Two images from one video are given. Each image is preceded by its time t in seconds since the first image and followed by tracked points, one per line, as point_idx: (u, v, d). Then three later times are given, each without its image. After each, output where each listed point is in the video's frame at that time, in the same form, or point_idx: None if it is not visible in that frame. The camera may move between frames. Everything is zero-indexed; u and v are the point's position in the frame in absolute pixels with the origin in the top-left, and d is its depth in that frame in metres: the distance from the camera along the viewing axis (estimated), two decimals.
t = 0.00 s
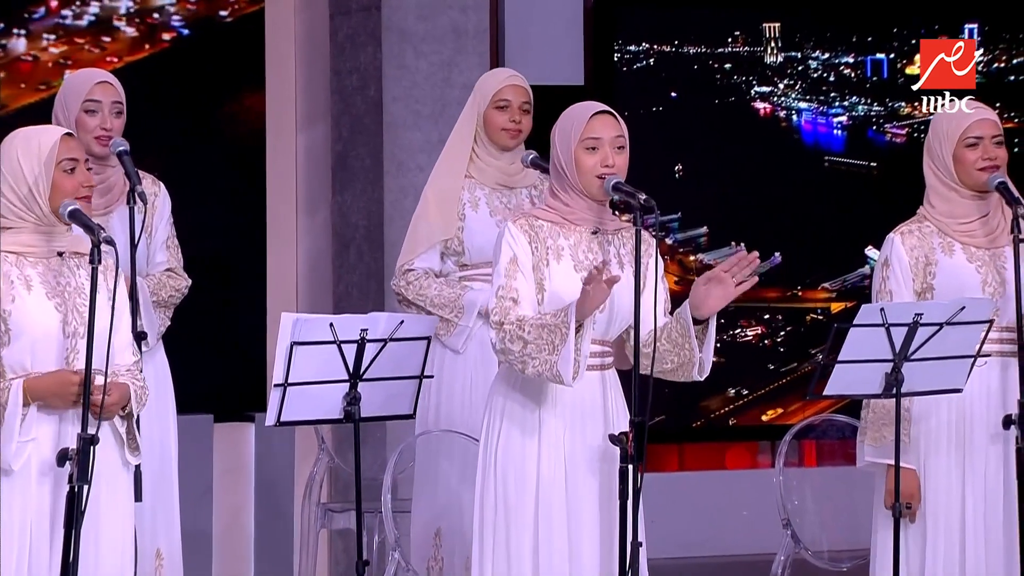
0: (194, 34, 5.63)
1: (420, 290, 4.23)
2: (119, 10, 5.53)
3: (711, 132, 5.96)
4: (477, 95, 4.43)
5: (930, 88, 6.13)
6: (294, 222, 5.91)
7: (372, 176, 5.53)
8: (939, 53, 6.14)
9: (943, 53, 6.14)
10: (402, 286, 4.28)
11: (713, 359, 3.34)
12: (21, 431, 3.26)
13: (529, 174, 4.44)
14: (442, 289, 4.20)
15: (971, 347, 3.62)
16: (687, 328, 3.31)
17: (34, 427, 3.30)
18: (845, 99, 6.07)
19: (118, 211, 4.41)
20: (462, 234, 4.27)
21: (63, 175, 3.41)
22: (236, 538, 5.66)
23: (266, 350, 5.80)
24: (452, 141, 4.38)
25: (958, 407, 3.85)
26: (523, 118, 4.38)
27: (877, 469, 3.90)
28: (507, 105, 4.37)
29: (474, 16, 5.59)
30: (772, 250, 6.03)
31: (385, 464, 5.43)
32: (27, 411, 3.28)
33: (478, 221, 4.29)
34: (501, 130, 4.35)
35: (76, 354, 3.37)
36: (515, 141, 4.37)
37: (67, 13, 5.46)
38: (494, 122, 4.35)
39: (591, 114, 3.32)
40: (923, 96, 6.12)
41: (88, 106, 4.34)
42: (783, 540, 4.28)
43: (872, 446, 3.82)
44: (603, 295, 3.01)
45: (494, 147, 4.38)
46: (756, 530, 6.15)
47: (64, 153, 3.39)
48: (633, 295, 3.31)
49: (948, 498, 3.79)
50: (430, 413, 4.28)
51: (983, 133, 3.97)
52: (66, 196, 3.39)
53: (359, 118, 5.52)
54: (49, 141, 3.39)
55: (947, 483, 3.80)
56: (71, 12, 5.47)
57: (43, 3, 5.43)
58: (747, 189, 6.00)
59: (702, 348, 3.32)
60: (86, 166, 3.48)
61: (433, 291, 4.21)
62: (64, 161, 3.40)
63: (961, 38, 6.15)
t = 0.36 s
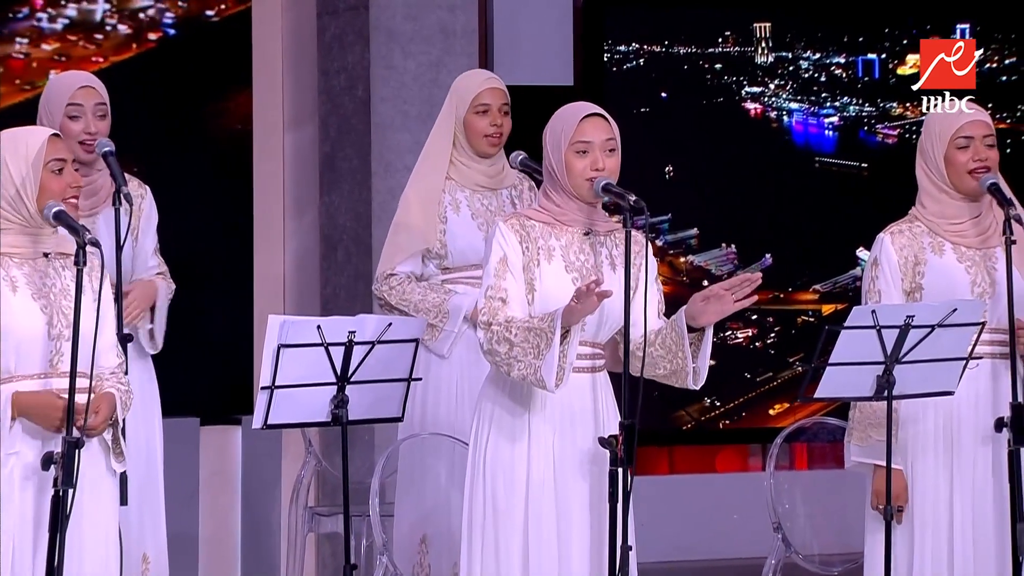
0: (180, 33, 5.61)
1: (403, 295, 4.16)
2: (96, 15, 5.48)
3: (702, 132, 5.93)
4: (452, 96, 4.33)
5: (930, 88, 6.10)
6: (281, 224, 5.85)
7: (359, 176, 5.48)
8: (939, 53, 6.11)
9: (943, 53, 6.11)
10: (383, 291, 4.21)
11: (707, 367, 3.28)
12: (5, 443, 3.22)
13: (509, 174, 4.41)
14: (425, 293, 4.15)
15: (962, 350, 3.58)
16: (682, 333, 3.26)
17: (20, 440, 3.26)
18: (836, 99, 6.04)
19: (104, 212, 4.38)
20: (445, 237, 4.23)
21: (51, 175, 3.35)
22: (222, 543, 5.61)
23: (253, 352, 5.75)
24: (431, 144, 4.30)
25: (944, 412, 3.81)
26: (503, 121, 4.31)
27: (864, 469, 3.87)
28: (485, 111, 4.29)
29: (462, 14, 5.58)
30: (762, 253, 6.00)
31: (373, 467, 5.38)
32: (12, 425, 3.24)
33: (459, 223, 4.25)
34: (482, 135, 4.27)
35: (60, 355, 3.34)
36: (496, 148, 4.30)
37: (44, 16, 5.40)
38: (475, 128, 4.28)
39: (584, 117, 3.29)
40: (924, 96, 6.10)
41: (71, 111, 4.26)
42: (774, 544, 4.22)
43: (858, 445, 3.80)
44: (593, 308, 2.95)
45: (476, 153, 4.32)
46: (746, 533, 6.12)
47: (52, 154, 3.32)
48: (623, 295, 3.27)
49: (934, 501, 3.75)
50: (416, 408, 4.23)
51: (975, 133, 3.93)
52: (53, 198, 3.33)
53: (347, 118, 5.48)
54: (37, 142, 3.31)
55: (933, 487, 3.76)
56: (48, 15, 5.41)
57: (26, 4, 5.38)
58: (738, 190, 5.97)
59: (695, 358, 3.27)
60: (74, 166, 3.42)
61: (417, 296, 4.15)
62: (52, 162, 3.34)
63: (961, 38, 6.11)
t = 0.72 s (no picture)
0: (166, 31, 5.61)
1: (394, 296, 4.11)
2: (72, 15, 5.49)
3: (692, 131, 5.90)
4: (438, 96, 4.30)
5: (931, 89, 6.10)
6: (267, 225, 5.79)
7: (347, 176, 5.41)
8: (940, 53, 6.11)
9: (943, 53, 6.11)
10: (372, 292, 4.15)
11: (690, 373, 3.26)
12: None
13: (499, 172, 4.39)
14: (417, 294, 4.12)
15: (954, 350, 3.55)
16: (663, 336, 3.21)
17: None
18: (827, 99, 6.02)
19: (90, 210, 4.28)
20: (437, 238, 4.18)
21: (17, 175, 3.24)
22: (208, 545, 5.59)
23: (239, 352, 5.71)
24: (419, 143, 4.25)
25: (933, 413, 3.78)
26: (491, 119, 4.28)
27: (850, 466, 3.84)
28: (473, 110, 4.26)
29: (450, 14, 5.48)
30: (753, 253, 5.97)
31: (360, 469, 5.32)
32: None
33: (451, 223, 4.20)
34: (472, 135, 4.23)
35: (35, 355, 3.29)
36: (485, 146, 4.27)
37: (18, 17, 5.42)
38: (465, 128, 4.24)
39: (571, 113, 3.26)
40: (924, 96, 6.09)
41: (61, 110, 4.14)
42: (765, 546, 4.15)
43: (843, 442, 3.76)
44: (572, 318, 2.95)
45: (463, 152, 4.28)
46: (738, 535, 6.08)
47: (17, 154, 3.22)
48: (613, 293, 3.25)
49: (921, 502, 3.72)
50: (408, 409, 4.16)
51: (968, 129, 3.92)
52: (23, 197, 3.25)
53: (335, 117, 5.43)
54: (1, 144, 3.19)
55: (920, 488, 3.73)
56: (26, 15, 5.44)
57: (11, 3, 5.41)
58: (728, 190, 5.94)
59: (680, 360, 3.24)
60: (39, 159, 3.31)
61: (408, 298, 4.11)
62: (17, 163, 3.23)
63: (960, 38, 6.11)
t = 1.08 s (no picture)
0: (151, 30, 5.52)
1: (384, 299, 4.08)
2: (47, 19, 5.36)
3: (681, 131, 5.87)
4: (430, 96, 4.24)
5: (930, 89, 6.12)
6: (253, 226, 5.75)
7: (333, 175, 5.38)
8: (939, 53, 6.10)
9: (943, 53, 6.10)
10: (361, 295, 4.12)
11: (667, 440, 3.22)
12: None
13: (488, 175, 4.34)
14: (407, 297, 4.08)
15: (945, 351, 3.52)
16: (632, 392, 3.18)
17: None
18: (817, 98, 5.99)
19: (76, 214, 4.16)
20: (428, 241, 4.14)
21: None
22: (193, 548, 5.52)
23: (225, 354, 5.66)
24: (409, 143, 4.20)
25: (922, 415, 3.75)
26: (482, 122, 4.22)
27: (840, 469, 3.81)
28: (464, 111, 4.21)
29: (438, 12, 5.44)
30: (743, 253, 5.94)
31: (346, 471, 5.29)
32: None
33: (442, 227, 4.16)
34: (464, 137, 4.18)
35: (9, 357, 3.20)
36: (475, 149, 4.21)
37: None
38: (455, 129, 4.18)
39: (555, 110, 3.22)
40: (924, 96, 6.09)
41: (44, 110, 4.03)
42: (754, 549, 4.13)
43: (832, 442, 3.74)
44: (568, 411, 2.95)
45: (454, 153, 4.22)
46: (727, 537, 6.04)
47: None
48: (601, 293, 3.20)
49: (910, 505, 3.70)
50: (400, 410, 4.12)
51: (962, 130, 3.88)
52: None
53: (321, 116, 5.42)
54: None
55: (909, 489, 3.71)
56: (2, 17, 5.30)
57: None
58: (717, 190, 5.91)
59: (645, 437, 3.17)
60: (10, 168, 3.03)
61: (398, 300, 4.07)
62: None
63: (959, 38, 6.11)
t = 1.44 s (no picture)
0: (136, 28, 5.39)
1: (374, 300, 4.03)
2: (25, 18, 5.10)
3: (670, 130, 5.84)
4: (419, 95, 4.20)
5: (931, 88, 6.16)
6: (239, 225, 5.74)
7: (320, 175, 5.35)
8: (939, 54, 6.14)
9: (943, 53, 6.13)
10: (351, 296, 4.08)
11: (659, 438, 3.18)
12: None
13: (479, 174, 4.29)
14: (398, 298, 4.04)
15: (936, 351, 3.48)
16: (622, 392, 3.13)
17: None
18: (807, 96, 5.97)
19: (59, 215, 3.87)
20: (417, 241, 4.10)
21: None
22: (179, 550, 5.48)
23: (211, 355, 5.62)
24: (397, 145, 4.16)
25: (915, 415, 3.72)
26: (473, 122, 4.18)
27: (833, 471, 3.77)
28: (455, 112, 4.17)
29: (425, 10, 5.40)
30: (733, 252, 5.91)
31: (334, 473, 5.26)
32: None
33: (431, 227, 4.13)
34: (454, 138, 4.13)
35: None
36: (468, 149, 4.16)
37: None
38: (446, 130, 4.14)
39: (541, 108, 3.19)
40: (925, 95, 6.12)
41: (28, 107, 3.67)
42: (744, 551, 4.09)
43: (825, 444, 3.70)
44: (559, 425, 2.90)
45: (445, 154, 4.17)
46: (715, 538, 6.01)
47: None
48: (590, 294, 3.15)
49: (903, 506, 3.67)
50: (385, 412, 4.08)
51: (958, 130, 3.84)
52: None
53: (307, 116, 5.37)
54: None
55: (902, 490, 3.68)
56: None
57: None
58: (707, 189, 5.88)
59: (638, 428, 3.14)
60: None
61: (389, 302, 4.03)
62: None
63: (960, 38, 6.11)
